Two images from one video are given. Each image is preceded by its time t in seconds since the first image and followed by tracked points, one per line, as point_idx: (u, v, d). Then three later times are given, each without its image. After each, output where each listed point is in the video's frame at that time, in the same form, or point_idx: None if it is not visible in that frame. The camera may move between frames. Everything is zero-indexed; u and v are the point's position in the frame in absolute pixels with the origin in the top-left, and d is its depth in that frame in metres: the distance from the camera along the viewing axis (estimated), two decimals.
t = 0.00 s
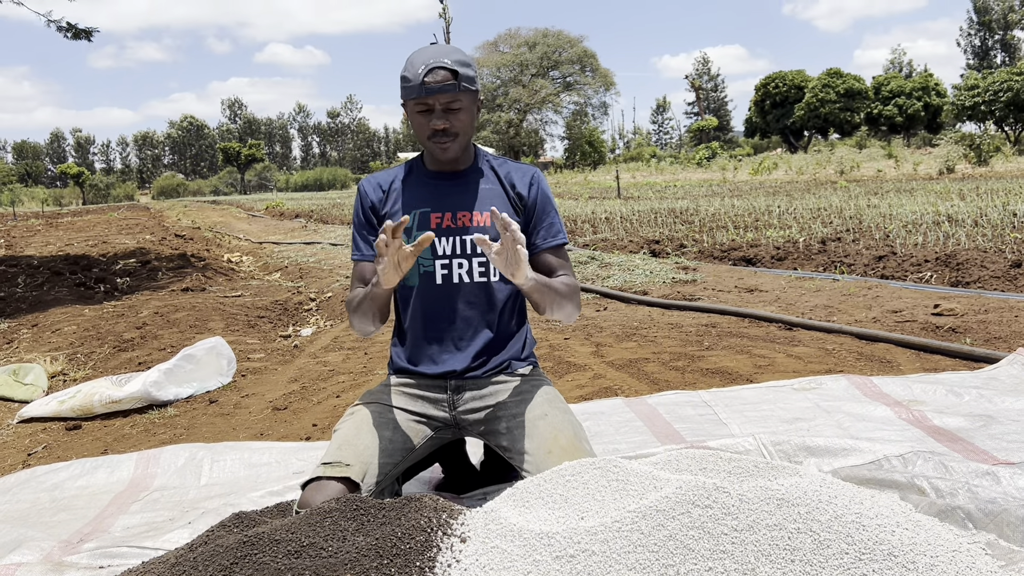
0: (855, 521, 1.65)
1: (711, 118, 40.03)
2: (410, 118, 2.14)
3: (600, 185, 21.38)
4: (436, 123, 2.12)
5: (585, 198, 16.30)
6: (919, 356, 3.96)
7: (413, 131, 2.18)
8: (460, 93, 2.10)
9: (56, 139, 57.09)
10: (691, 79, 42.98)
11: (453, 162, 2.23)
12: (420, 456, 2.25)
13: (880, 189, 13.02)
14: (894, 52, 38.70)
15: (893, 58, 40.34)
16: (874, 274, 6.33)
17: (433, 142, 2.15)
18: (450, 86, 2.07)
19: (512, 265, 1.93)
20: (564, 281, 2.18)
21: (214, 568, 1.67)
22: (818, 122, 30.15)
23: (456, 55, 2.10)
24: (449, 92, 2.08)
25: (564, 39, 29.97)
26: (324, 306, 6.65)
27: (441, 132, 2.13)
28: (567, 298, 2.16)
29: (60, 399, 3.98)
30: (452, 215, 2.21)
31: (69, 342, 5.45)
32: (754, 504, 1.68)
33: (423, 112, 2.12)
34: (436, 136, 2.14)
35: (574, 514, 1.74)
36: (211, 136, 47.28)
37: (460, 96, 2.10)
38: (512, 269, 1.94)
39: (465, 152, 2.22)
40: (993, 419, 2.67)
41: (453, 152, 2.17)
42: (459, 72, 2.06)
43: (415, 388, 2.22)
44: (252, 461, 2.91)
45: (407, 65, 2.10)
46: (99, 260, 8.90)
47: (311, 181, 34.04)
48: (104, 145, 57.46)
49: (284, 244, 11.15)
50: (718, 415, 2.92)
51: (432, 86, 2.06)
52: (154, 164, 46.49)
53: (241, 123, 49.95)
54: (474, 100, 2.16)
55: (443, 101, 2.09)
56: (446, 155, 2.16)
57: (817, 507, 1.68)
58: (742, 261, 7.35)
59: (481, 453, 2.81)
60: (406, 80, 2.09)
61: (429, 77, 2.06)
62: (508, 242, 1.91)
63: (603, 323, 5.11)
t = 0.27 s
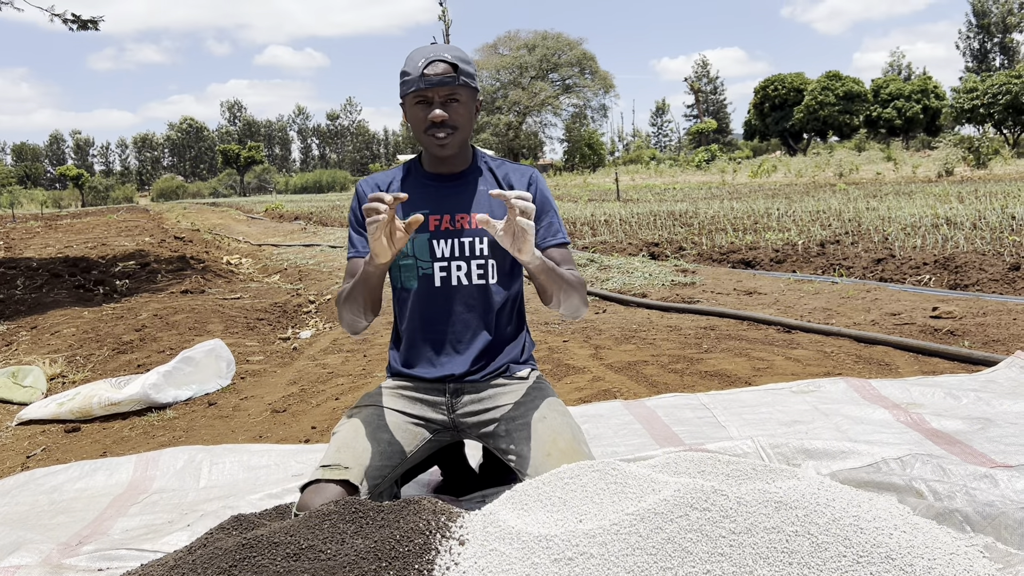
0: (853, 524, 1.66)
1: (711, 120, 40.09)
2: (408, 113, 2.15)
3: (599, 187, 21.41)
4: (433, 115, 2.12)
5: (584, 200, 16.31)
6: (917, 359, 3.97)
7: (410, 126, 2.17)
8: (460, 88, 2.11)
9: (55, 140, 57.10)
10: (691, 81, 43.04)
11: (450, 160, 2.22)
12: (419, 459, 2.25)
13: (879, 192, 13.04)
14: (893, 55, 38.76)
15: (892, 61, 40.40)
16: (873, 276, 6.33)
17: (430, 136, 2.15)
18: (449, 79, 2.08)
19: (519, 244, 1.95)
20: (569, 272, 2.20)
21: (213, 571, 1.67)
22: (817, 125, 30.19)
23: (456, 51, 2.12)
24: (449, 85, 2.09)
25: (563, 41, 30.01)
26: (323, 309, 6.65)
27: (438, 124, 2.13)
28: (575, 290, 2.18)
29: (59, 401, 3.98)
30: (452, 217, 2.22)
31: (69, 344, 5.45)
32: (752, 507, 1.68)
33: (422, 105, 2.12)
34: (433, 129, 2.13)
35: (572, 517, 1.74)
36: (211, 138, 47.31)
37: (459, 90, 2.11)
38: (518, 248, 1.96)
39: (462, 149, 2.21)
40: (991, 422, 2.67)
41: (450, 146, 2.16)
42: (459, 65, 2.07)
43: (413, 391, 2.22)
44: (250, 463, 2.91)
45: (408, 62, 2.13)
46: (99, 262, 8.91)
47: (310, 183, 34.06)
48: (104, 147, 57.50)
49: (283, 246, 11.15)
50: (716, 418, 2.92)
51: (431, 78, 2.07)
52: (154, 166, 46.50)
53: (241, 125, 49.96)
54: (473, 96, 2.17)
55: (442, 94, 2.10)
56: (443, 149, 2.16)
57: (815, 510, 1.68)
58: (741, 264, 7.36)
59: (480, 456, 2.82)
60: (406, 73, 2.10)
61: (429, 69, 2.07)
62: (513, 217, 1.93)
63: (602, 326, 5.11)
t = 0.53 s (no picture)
0: (851, 526, 1.66)
1: (710, 123, 40.12)
2: (410, 109, 2.15)
3: (599, 190, 21.42)
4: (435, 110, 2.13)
5: (583, 203, 16.32)
6: (915, 362, 3.97)
7: (411, 122, 2.18)
8: (462, 85, 2.12)
9: (55, 141, 57.08)
10: (690, 84, 43.09)
11: (450, 158, 2.22)
12: (417, 461, 2.25)
13: (879, 195, 13.05)
14: (892, 58, 38.81)
15: (891, 64, 40.44)
16: (872, 279, 6.34)
17: (432, 132, 2.15)
18: (452, 77, 2.08)
19: (522, 189, 2.05)
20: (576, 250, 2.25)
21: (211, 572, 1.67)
22: (816, 128, 30.21)
23: (458, 49, 2.14)
24: (452, 83, 2.09)
25: (563, 43, 30.03)
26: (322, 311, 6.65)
27: (439, 119, 2.14)
28: (584, 265, 2.24)
29: (57, 403, 3.98)
30: (452, 218, 2.22)
31: (67, 346, 5.45)
32: (750, 509, 1.68)
33: (424, 101, 2.12)
34: (434, 123, 2.14)
35: (571, 519, 1.74)
36: (211, 140, 47.30)
37: (461, 88, 2.12)
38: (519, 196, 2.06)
39: (462, 147, 2.21)
40: (989, 425, 2.68)
41: (451, 143, 2.16)
42: (462, 63, 2.08)
43: (413, 393, 2.22)
44: (249, 465, 2.91)
45: (411, 58, 2.13)
46: (97, 264, 8.90)
47: (310, 185, 34.04)
48: (103, 149, 57.47)
49: (282, 249, 11.15)
50: (715, 420, 2.92)
51: (435, 75, 2.08)
52: (153, 167, 46.51)
53: (240, 127, 49.96)
54: (475, 95, 2.18)
55: (444, 92, 2.11)
56: (444, 147, 2.16)
57: (812, 512, 1.68)
58: (740, 266, 7.36)
59: (479, 458, 2.82)
60: (409, 68, 2.11)
61: (432, 65, 2.08)
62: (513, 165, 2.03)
63: (602, 328, 5.11)
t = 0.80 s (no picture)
0: (848, 529, 1.66)
1: (709, 125, 40.17)
2: (415, 109, 2.16)
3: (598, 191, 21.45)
4: (442, 113, 2.13)
5: (583, 204, 16.34)
6: (914, 364, 3.98)
7: (417, 123, 2.18)
8: (469, 88, 2.14)
9: (54, 142, 57.02)
10: (690, 86, 43.13)
11: (455, 161, 2.22)
12: (416, 464, 2.26)
13: (878, 197, 13.06)
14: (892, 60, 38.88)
15: (890, 66, 40.50)
16: (871, 281, 6.35)
17: (438, 134, 2.16)
18: (460, 78, 2.10)
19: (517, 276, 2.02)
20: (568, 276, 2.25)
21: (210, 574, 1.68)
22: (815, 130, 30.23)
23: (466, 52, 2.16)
24: (459, 84, 2.11)
25: (562, 45, 30.05)
26: (321, 313, 6.65)
27: (446, 123, 2.14)
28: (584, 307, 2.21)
29: (56, 405, 3.97)
30: (454, 222, 2.21)
31: (66, 348, 5.44)
32: (748, 512, 1.68)
33: (430, 102, 2.14)
34: (440, 127, 2.15)
35: (569, 521, 1.74)
36: (210, 141, 47.30)
37: (468, 90, 2.14)
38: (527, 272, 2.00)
39: (468, 151, 2.22)
40: (987, 427, 2.68)
41: (457, 146, 2.17)
42: (469, 65, 2.10)
43: (412, 396, 2.22)
44: (248, 467, 2.91)
45: (418, 59, 2.14)
46: (96, 266, 8.90)
47: (309, 186, 34.05)
48: (103, 151, 57.47)
49: (282, 250, 11.15)
50: (714, 423, 2.93)
51: (442, 75, 2.09)
52: (153, 169, 46.51)
53: (240, 128, 49.98)
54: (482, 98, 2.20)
55: (451, 93, 2.13)
56: (450, 148, 2.17)
57: (810, 515, 1.69)
58: (739, 268, 7.37)
59: (478, 460, 2.82)
60: (416, 69, 2.12)
61: (440, 66, 2.09)
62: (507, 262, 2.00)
63: (601, 330, 5.12)
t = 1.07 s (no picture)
0: (850, 530, 1.66)
1: (709, 127, 40.20)
2: (425, 104, 2.15)
3: (598, 193, 21.47)
4: (452, 105, 2.12)
5: (583, 206, 16.36)
6: (915, 366, 3.98)
7: (426, 118, 2.17)
8: (480, 83, 2.13)
9: (54, 144, 57.05)
10: (690, 87, 43.16)
11: (462, 156, 2.21)
12: (417, 464, 2.26)
13: (878, 199, 13.07)
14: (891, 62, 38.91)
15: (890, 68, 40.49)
16: (871, 283, 6.35)
17: (447, 127, 2.14)
18: (471, 73, 2.10)
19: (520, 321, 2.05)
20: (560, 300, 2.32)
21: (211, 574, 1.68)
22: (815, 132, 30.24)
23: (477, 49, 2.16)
24: (470, 79, 2.11)
25: (563, 47, 30.08)
26: (322, 314, 6.65)
27: (456, 115, 2.13)
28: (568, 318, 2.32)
29: (56, 405, 3.97)
30: (462, 223, 2.20)
31: (67, 348, 5.44)
32: (750, 513, 1.68)
33: (440, 96, 2.12)
34: (450, 119, 2.13)
35: (571, 522, 1.74)
36: (210, 143, 47.31)
37: (479, 85, 2.13)
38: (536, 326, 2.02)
39: (474, 147, 2.21)
40: (989, 429, 2.68)
41: (466, 139, 2.15)
42: (481, 61, 2.10)
43: (415, 396, 2.21)
44: (249, 467, 2.91)
45: (428, 55, 2.14)
46: (97, 266, 8.90)
47: (310, 188, 34.07)
48: (103, 152, 57.51)
49: (282, 251, 11.16)
50: (715, 424, 2.92)
51: (454, 69, 2.08)
52: (153, 170, 46.54)
53: (240, 129, 50.00)
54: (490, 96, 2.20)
55: (462, 87, 2.12)
56: (459, 142, 2.15)
57: (813, 516, 1.69)
58: (739, 270, 7.36)
59: (479, 461, 2.82)
60: (428, 62, 2.11)
61: (452, 60, 2.09)
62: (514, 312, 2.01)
63: (601, 331, 5.11)
